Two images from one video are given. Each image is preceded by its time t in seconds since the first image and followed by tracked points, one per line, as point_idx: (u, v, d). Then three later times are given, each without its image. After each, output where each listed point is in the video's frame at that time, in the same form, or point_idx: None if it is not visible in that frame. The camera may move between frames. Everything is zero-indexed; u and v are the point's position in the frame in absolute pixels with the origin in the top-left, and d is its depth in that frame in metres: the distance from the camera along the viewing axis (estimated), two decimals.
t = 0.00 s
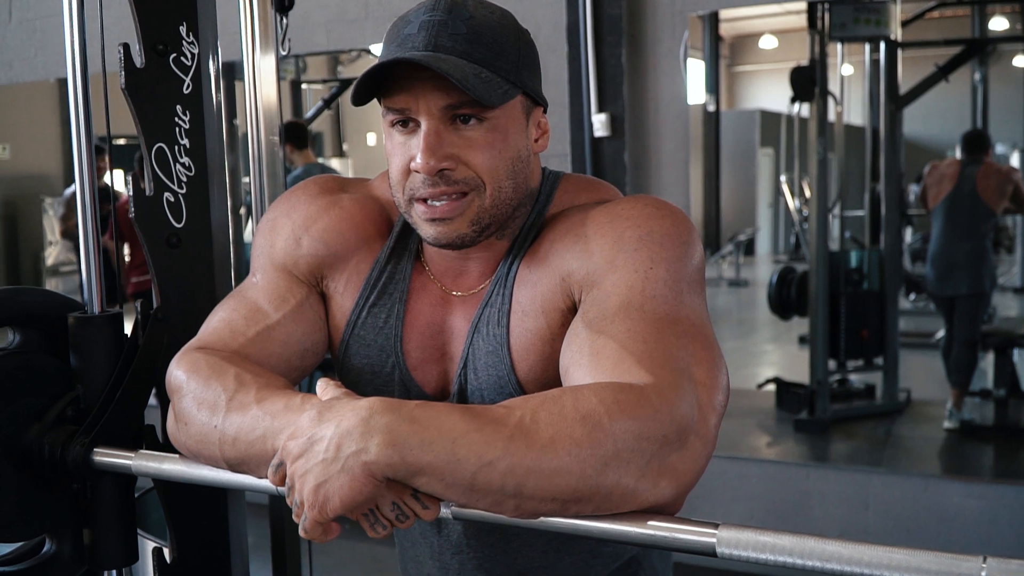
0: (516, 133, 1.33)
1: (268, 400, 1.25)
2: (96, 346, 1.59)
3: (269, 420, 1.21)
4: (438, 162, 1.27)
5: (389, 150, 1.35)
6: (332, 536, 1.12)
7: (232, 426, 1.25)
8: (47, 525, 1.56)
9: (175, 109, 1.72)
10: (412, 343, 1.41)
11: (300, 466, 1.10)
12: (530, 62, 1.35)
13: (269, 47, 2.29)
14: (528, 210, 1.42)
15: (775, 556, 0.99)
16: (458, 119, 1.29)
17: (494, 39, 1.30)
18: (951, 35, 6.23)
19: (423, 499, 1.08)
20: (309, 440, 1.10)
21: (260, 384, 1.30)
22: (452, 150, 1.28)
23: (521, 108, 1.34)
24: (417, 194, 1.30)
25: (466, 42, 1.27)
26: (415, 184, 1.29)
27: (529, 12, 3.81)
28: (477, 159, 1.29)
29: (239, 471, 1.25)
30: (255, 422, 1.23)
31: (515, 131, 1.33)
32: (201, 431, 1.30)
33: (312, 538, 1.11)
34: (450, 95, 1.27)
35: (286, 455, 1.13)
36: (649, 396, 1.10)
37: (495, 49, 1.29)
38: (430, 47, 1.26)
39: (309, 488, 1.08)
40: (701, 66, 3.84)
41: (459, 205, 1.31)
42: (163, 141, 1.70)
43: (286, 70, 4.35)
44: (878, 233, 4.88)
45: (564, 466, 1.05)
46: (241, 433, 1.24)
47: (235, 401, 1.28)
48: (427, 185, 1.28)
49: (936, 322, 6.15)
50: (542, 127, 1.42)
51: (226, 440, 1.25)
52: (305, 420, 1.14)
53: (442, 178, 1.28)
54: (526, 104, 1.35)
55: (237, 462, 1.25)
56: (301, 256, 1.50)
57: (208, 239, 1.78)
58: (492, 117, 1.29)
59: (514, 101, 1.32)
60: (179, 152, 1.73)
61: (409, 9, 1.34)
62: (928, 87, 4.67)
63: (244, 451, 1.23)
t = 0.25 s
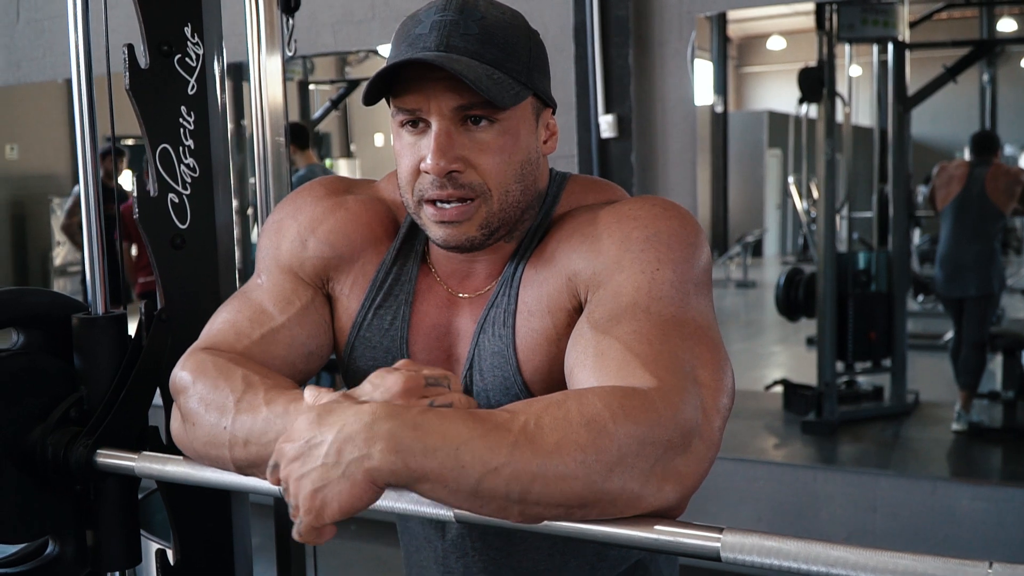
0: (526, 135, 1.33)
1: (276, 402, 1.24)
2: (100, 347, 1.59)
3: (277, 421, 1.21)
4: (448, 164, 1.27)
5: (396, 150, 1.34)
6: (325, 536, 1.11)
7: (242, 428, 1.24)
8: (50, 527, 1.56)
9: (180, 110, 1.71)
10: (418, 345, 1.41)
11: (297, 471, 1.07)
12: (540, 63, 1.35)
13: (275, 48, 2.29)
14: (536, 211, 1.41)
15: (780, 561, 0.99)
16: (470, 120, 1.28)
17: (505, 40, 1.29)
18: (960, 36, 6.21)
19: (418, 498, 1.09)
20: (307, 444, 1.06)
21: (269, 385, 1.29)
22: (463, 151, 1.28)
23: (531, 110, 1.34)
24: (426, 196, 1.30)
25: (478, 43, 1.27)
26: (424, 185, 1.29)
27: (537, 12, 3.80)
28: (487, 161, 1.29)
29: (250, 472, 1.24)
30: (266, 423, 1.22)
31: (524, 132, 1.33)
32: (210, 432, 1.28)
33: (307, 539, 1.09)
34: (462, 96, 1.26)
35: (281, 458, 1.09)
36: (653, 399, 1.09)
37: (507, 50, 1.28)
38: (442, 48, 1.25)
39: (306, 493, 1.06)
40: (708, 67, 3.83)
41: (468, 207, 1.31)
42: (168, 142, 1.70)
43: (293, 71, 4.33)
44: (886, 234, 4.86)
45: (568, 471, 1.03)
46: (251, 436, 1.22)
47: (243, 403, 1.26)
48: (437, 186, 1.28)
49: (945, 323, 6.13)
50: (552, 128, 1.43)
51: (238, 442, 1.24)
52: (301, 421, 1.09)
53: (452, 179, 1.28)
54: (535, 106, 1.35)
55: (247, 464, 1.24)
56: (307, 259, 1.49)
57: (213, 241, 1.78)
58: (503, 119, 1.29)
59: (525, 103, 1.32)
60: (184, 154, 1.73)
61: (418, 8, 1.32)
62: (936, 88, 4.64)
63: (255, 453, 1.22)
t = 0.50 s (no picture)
0: (537, 131, 1.33)
1: (269, 403, 1.24)
2: (101, 348, 1.58)
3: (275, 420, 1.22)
4: (460, 157, 1.26)
5: (406, 145, 1.33)
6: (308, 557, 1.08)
7: (235, 430, 1.25)
8: (51, 528, 1.56)
9: (181, 111, 1.71)
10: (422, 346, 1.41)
11: (286, 484, 1.06)
12: (550, 61, 1.35)
13: (279, 49, 2.28)
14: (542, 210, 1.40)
15: (784, 565, 0.98)
16: (482, 114, 1.27)
17: (518, 34, 1.29)
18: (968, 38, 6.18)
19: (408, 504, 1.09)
20: (298, 457, 1.05)
21: (263, 387, 1.29)
22: (475, 145, 1.27)
23: (541, 107, 1.33)
24: (437, 190, 1.29)
25: (491, 36, 1.26)
26: (436, 180, 1.28)
27: (542, 13, 3.79)
28: (499, 155, 1.28)
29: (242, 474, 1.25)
30: (260, 425, 1.22)
31: (535, 128, 1.32)
32: (206, 435, 1.28)
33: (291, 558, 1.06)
34: (475, 89, 1.26)
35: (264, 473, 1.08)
36: (653, 402, 1.08)
37: (520, 45, 1.28)
38: (456, 39, 1.24)
39: (297, 507, 1.05)
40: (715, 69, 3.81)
41: (477, 202, 1.30)
42: (169, 142, 1.70)
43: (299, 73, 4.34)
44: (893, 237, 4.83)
45: (570, 480, 1.03)
46: (245, 438, 1.23)
47: (238, 404, 1.27)
48: (448, 181, 1.27)
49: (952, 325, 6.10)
50: (559, 127, 1.41)
51: (232, 445, 1.25)
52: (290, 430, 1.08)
53: (463, 174, 1.27)
54: (545, 103, 1.35)
55: (244, 466, 1.25)
56: (310, 260, 1.48)
57: (215, 241, 1.78)
58: (515, 113, 1.29)
59: (536, 99, 1.31)
60: (185, 154, 1.73)
61: (429, 4, 1.32)
62: (944, 91, 4.61)
63: (251, 456, 1.23)
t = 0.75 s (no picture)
0: (541, 121, 1.33)
1: (254, 403, 1.24)
2: (101, 349, 1.58)
3: (257, 424, 1.21)
4: (466, 146, 1.26)
5: (411, 141, 1.33)
6: None
7: (222, 431, 1.25)
8: (52, 531, 1.56)
9: (184, 111, 1.71)
10: (427, 344, 1.39)
11: (281, 512, 1.04)
12: (552, 54, 1.35)
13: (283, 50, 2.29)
14: (548, 208, 1.39)
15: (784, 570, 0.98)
16: (487, 105, 1.28)
17: (519, 26, 1.28)
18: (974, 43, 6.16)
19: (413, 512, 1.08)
20: (295, 484, 1.05)
21: (251, 388, 1.29)
22: (479, 135, 1.27)
23: (545, 98, 1.34)
24: (444, 182, 1.29)
25: (493, 28, 1.26)
26: (441, 171, 1.28)
27: (548, 16, 3.80)
28: (505, 144, 1.28)
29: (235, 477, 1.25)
30: (243, 427, 1.22)
31: (540, 118, 1.32)
32: (196, 437, 1.29)
33: None
34: (479, 79, 1.26)
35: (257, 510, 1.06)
36: (650, 406, 1.08)
37: (522, 36, 1.28)
38: (458, 33, 1.23)
39: (295, 533, 1.02)
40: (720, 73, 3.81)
41: (485, 192, 1.30)
42: (172, 142, 1.70)
43: (303, 74, 4.28)
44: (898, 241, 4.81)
45: (570, 487, 1.02)
46: (232, 439, 1.24)
47: (226, 405, 1.27)
48: (454, 171, 1.28)
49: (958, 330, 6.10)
50: (563, 121, 1.43)
51: (218, 446, 1.25)
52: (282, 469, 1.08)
53: (469, 163, 1.27)
54: (549, 94, 1.35)
55: (232, 466, 1.25)
56: (310, 260, 1.48)
57: (216, 240, 1.77)
58: (519, 102, 1.29)
59: (540, 88, 1.32)
60: (188, 155, 1.73)
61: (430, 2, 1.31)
62: (949, 94, 4.58)
63: (236, 456, 1.23)
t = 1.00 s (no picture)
0: (539, 109, 1.33)
1: (268, 411, 1.26)
2: (105, 351, 1.58)
3: (268, 431, 1.23)
4: (463, 136, 1.27)
5: (409, 133, 1.34)
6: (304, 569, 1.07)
7: (234, 437, 1.26)
8: (55, 533, 1.56)
9: (188, 112, 1.71)
10: (428, 337, 1.39)
11: (290, 485, 1.06)
12: (548, 41, 1.36)
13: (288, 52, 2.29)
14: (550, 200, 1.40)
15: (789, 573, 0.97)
16: (483, 94, 1.29)
17: (513, 14, 1.30)
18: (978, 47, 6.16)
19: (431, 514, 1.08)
20: (302, 460, 1.07)
21: (261, 394, 1.30)
22: (476, 124, 1.28)
23: (542, 86, 1.35)
24: (442, 173, 1.29)
25: (487, 16, 1.27)
26: (440, 163, 1.29)
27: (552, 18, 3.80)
28: (502, 133, 1.29)
29: (240, 479, 1.26)
30: (256, 434, 1.24)
31: (537, 106, 1.33)
32: (205, 442, 1.29)
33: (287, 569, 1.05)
34: (474, 68, 1.27)
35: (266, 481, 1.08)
36: (662, 408, 1.07)
37: (516, 24, 1.29)
38: (452, 21, 1.25)
39: (300, 507, 1.04)
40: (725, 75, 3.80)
41: (484, 182, 1.30)
42: (176, 144, 1.69)
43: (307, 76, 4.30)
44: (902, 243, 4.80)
45: (576, 484, 1.02)
46: (243, 445, 1.25)
47: (236, 412, 1.28)
48: (452, 162, 1.28)
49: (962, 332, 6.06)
50: (562, 109, 1.43)
51: (229, 452, 1.26)
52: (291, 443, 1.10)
53: (467, 154, 1.28)
54: (546, 82, 1.36)
55: (240, 472, 1.26)
56: (307, 256, 1.47)
57: (219, 242, 1.77)
58: (516, 90, 1.30)
59: (536, 76, 1.32)
60: (191, 156, 1.73)
61: None
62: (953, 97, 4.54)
63: (246, 463, 1.24)
